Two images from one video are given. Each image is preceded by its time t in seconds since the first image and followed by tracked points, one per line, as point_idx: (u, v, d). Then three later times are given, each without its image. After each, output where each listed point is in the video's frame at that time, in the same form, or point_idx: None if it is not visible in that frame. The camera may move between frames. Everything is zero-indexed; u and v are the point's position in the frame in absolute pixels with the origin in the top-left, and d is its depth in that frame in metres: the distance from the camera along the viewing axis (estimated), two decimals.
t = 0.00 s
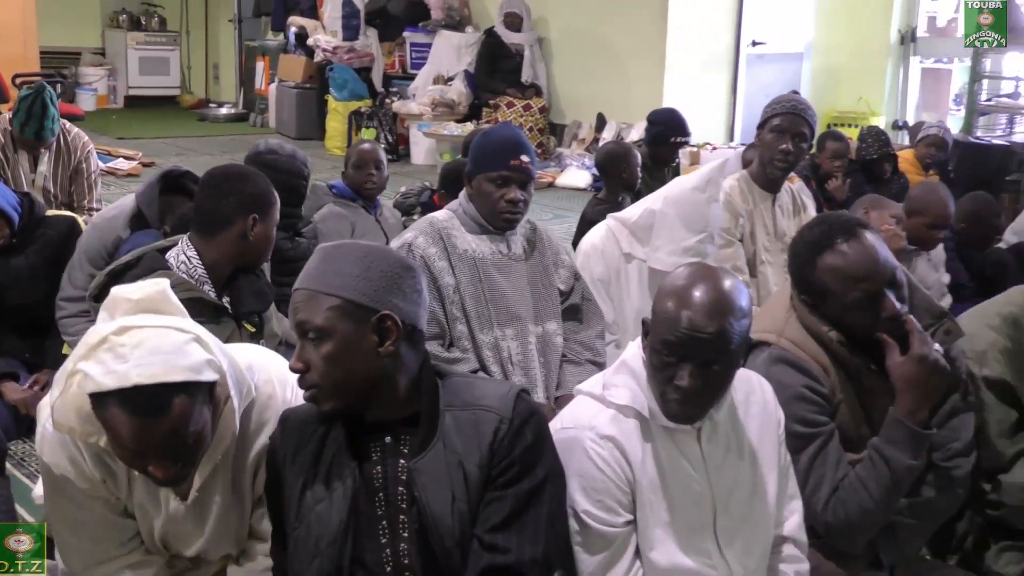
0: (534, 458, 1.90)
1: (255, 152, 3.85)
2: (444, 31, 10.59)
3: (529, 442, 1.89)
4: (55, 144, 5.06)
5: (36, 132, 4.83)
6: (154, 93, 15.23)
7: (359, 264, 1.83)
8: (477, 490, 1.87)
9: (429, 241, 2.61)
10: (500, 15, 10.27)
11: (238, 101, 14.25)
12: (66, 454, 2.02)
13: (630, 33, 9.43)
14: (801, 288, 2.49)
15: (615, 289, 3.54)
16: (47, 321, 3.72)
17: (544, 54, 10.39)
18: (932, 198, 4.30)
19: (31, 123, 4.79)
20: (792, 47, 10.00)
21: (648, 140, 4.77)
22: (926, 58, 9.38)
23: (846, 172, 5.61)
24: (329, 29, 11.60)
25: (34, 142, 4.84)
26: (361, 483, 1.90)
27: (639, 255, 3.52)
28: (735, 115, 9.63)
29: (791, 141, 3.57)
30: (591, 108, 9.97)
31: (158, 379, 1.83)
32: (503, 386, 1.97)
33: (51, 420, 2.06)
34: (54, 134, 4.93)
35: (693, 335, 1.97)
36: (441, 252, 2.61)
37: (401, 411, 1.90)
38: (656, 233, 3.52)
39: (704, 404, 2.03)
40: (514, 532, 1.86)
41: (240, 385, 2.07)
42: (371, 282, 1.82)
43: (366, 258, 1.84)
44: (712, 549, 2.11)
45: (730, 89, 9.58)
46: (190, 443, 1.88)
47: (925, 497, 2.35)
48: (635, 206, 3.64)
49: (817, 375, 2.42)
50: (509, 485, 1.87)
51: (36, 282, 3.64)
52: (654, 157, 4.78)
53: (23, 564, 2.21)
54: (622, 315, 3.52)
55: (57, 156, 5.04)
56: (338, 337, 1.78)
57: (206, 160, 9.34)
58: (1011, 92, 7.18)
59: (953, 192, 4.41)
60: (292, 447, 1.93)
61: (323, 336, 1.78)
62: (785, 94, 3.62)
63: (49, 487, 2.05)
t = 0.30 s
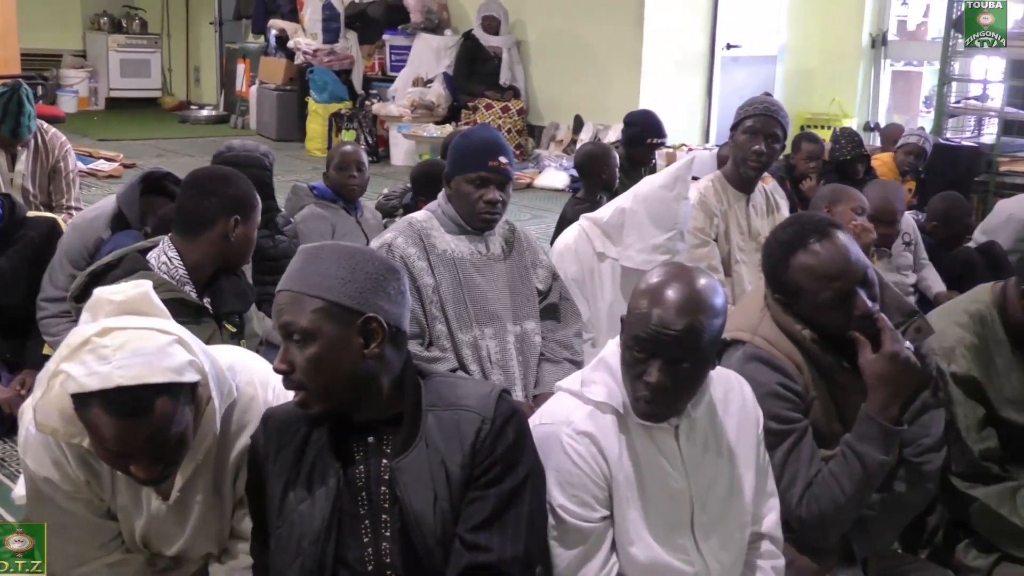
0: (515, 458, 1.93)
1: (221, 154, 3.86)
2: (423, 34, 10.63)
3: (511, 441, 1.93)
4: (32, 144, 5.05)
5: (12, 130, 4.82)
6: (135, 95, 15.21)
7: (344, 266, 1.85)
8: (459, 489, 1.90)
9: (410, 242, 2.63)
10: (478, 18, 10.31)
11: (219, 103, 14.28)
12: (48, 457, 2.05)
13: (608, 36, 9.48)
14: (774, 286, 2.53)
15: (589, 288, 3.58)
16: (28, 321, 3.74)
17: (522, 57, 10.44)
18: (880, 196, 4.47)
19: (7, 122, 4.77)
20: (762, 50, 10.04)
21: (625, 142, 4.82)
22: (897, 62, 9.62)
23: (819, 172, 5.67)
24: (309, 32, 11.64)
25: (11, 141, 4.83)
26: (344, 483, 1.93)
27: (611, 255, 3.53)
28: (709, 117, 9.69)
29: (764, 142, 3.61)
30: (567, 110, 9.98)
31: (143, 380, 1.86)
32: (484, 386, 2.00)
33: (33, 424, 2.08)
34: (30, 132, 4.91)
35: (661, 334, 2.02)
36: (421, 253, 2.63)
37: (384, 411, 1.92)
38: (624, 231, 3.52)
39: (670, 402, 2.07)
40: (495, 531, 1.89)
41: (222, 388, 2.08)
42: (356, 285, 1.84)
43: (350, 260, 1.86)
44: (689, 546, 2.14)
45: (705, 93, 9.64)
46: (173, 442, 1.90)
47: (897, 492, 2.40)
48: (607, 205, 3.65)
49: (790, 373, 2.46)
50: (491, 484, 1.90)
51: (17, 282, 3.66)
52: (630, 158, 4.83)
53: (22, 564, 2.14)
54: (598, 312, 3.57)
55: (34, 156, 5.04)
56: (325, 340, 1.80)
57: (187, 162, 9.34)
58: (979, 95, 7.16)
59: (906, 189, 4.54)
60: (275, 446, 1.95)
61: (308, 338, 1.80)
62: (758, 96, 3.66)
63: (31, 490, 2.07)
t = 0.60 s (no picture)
0: (493, 454, 1.93)
1: (196, 151, 3.87)
2: (402, 31, 10.62)
3: (489, 438, 1.94)
4: (6, 139, 5.02)
5: None
6: (112, 93, 15.14)
7: (323, 263, 1.85)
8: (437, 486, 1.90)
9: (388, 238, 2.63)
10: (456, 16, 10.31)
11: (197, 100, 14.24)
12: (24, 451, 2.05)
13: (586, 34, 9.46)
14: (750, 282, 2.55)
15: (571, 288, 3.54)
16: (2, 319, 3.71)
17: (501, 55, 10.45)
18: (858, 180, 4.48)
19: None
20: (741, 47, 10.09)
21: (603, 139, 4.83)
22: (872, 60, 9.71)
23: (795, 170, 5.70)
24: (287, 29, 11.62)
25: None
26: (322, 481, 1.93)
27: (594, 255, 3.49)
28: (687, 113, 9.78)
29: (740, 139, 3.65)
30: (545, 107, 10.04)
31: (120, 366, 1.86)
32: (462, 383, 2.01)
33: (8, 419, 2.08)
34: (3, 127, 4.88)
35: (639, 330, 2.03)
36: (400, 250, 2.63)
37: (363, 409, 1.92)
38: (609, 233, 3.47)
39: (648, 398, 2.08)
40: (473, 528, 1.89)
41: (197, 375, 2.08)
42: (335, 283, 1.84)
43: (329, 258, 1.86)
44: (667, 541, 2.15)
45: (682, 89, 9.72)
46: (150, 431, 1.90)
47: (873, 486, 2.41)
48: (593, 204, 3.60)
49: (766, 368, 2.47)
50: (470, 482, 1.91)
51: None
52: (608, 155, 4.84)
53: (23, 564, 2.10)
54: (580, 312, 3.53)
55: (7, 151, 5.01)
56: (303, 339, 1.79)
57: (164, 160, 9.30)
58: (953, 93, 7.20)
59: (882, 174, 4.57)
60: (251, 444, 1.95)
61: (287, 337, 1.79)
62: (733, 94, 3.69)
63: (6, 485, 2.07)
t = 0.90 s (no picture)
0: (469, 442, 1.92)
1: (173, 135, 3.84)
2: (377, 14, 10.56)
3: (465, 425, 1.92)
4: None
5: None
6: (83, 76, 15.00)
7: (290, 254, 1.82)
8: (413, 473, 1.89)
9: (364, 224, 2.60)
10: None
11: (170, 83, 14.13)
12: None
13: (564, 17, 9.40)
14: (729, 267, 2.54)
15: (555, 276, 3.48)
16: None
17: (478, 38, 10.40)
18: (880, 158, 4.63)
19: None
20: (720, 31, 10.04)
21: (582, 122, 4.81)
22: (851, 43, 9.88)
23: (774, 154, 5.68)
24: (261, 12, 11.55)
25: None
26: (297, 471, 1.90)
27: (581, 244, 3.44)
28: (667, 98, 9.71)
29: (715, 122, 3.65)
30: (522, 92, 9.99)
31: (96, 353, 1.83)
32: (437, 370, 1.99)
33: None
34: None
35: (617, 317, 2.01)
36: (376, 236, 2.60)
37: (337, 397, 1.90)
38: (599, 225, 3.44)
39: (625, 384, 2.07)
40: (449, 514, 1.87)
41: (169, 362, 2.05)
42: (303, 273, 1.81)
43: (296, 248, 1.83)
44: (645, 529, 2.15)
45: (661, 73, 9.65)
46: (126, 419, 1.88)
47: (851, 471, 2.41)
48: (584, 191, 3.54)
49: (745, 354, 2.46)
50: (445, 468, 1.89)
51: None
52: (586, 139, 4.82)
53: (23, 565, 2.06)
54: (562, 301, 3.49)
55: None
56: (275, 332, 1.77)
57: (137, 145, 9.21)
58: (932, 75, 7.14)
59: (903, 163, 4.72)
60: (225, 433, 1.93)
61: (259, 331, 1.77)
62: (708, 77, 3.69)
63: None
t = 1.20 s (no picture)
0: (446, 450, 1.83)
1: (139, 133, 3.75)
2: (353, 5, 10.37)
3: (441, 433, 1.83)
4: None
5: None
6: (46, 69, 14.79)
7: (250, 261, 1.71)
8: (388, 484, 1.79)
9: (338, 223, 2.50)
10: None
11: (135, 78, 13.98)
12: None
13: (546, 9, 9.29)
14: (717, 266, 2.45)
15: (541, 277, 3.40)
16: None
17: (457, 30, 10.30)
18: (901, 159, 4.51)
19: None
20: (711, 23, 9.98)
21: (564, 117, 4.72)
22: (843, 36, 9.72)
23: (764, 150, 5.62)
24: (232, 4, 11.45)
25: None
26: (267, 485, 1.80)
27: (570, 245, 3.34)
28: (654, 92, 9.68)
29: (701, 118, 3.57)
30: (503, 86, 9.90)
31: (44, 307, 1.73)
32: (411, 375, 1.90)
33: None
34: None
35: (600, 320, 1.92)
36: (351, 236, 2.51)
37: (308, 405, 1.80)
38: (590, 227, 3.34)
39: (610, 390, 1.98)
40: (427, 524, 1.78)
41: (115, 339, 1.94)
42: (265, 280, 1.71)
43: (256, 254, 1.72)
44: (629, 539, 2.06)
45: (648, 65, 9.63)
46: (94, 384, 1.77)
47: (844, 479, 2.32)
48: (572, 190, 3.44)
49: (733, 357, 2.37)
50: (422, 478, 1.80)
51: None
52: (569, 135, 4.72)
53: (25, 566, 1.89)
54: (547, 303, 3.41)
55: None
56: (243, 346, 1.66)
57: (103, 141, 9.07)
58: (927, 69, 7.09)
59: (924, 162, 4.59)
60: (189, 444, 1.82)
61: (226, 346, 1.66)
62: (693, 71, 3.60)
63: None
